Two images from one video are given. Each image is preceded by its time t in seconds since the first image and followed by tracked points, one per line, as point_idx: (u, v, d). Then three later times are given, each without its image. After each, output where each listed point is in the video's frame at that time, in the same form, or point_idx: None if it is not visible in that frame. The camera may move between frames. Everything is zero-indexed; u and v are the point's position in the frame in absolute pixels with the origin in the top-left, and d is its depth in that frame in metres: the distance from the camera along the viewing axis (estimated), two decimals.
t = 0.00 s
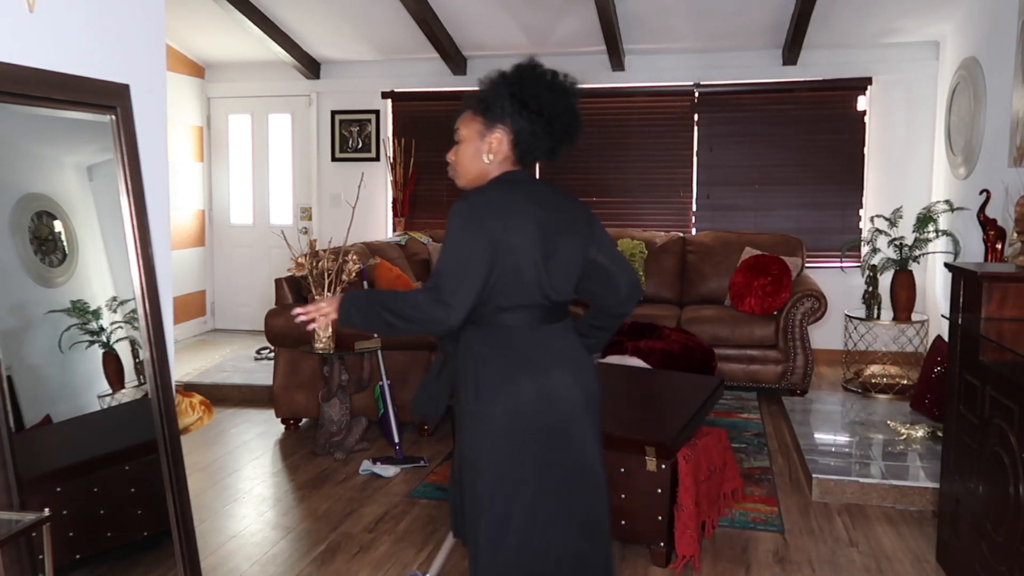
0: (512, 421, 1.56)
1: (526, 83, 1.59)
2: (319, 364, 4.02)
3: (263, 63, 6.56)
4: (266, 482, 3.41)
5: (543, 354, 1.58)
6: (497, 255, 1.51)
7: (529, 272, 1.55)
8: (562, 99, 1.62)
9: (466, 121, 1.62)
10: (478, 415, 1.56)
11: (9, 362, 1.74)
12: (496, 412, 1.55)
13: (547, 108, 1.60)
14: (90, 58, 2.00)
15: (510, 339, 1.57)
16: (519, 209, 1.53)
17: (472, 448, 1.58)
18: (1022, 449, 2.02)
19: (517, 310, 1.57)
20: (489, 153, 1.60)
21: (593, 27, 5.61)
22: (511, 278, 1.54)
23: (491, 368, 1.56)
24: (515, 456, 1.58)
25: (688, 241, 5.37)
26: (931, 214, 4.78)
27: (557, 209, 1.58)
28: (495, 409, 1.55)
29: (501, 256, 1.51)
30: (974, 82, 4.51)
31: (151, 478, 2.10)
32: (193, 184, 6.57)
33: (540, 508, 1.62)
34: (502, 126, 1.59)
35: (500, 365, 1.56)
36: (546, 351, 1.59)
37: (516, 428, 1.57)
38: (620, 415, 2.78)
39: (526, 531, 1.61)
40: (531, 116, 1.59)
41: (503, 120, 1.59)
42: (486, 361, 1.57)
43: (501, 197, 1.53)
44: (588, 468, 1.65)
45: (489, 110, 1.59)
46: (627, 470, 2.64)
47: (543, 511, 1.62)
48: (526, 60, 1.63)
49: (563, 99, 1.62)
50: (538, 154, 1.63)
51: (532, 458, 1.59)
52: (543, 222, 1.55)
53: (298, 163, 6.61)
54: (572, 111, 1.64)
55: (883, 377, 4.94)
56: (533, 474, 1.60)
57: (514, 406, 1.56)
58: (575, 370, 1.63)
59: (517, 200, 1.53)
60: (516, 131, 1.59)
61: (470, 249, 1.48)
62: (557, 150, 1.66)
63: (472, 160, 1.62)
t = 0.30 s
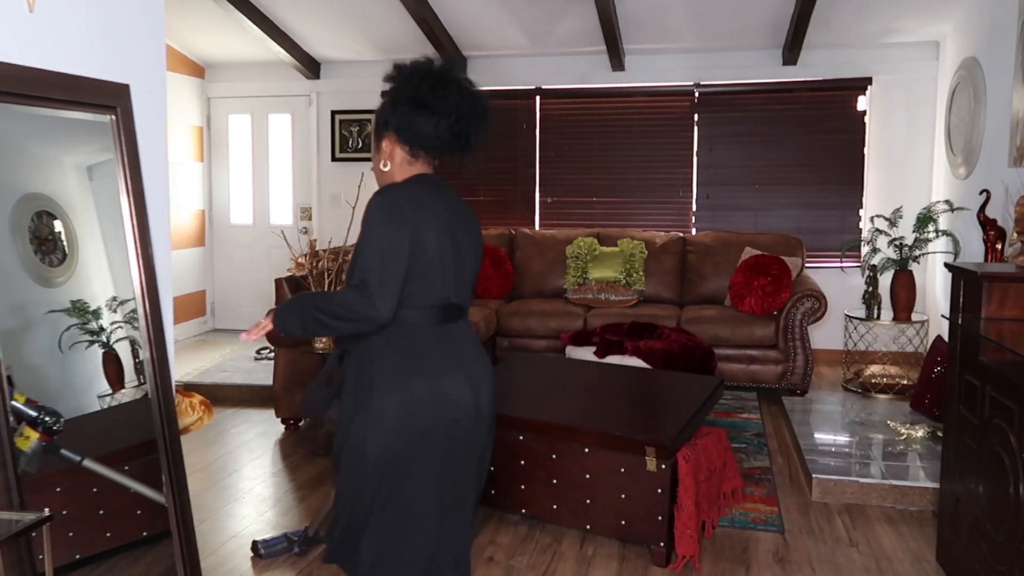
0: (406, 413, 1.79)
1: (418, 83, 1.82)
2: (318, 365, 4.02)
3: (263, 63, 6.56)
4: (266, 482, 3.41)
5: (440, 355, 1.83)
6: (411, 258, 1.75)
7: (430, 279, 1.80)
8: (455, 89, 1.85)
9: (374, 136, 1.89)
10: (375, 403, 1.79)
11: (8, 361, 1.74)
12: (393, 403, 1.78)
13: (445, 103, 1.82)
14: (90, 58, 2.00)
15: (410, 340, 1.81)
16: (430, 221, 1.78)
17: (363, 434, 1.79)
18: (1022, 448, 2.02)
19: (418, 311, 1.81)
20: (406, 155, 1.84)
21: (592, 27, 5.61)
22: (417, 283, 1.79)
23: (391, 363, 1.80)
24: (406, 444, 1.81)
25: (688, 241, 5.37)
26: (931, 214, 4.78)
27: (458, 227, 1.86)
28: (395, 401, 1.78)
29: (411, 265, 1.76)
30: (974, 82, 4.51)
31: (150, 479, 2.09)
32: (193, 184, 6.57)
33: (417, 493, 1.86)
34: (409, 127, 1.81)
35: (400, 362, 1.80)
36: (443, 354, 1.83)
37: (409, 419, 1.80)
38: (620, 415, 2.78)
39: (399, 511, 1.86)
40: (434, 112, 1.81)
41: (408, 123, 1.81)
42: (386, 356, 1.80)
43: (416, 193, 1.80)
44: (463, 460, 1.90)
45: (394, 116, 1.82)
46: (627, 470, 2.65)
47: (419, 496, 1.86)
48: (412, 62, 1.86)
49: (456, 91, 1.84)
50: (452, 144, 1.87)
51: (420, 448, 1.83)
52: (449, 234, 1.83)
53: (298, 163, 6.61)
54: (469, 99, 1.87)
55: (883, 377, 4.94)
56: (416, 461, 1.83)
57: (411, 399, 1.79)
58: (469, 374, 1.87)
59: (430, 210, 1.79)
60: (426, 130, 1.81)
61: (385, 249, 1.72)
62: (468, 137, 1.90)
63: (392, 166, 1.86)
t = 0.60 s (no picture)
0: (322, 422, 1.56)
1: (349, 81, 1.61)
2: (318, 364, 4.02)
3: (263, 63, 6.56)
4: (266, 482, 3.41)
5: (361, 357, 1.57)
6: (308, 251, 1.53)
7: (341, 272, 1.53)
8: (390, 85, 1.62)
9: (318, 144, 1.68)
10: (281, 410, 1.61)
11: (9, 362, 1.74)
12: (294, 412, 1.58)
13: (374, 98, 1.58)
14: (90, 59, 2.00)
15: (325, 341, 1.58)
16: (337, 210, 1.54)
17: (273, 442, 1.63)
18: (1022, 448, 2.02)
19: (337, 311, 1.57)
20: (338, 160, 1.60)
21: (592, 27, 5.61)
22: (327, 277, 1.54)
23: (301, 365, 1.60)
24: (316, 459, 1.59)
25: (688, 241, 5.38)
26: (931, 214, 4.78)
27: (393, 212, 1.55)
28: (301, 410, 1.57)
29: (311, 261, 1.53)
30: (974, 82, 4.51)
31: (151, 479, 2.09)
32: (193, 184, 6.57)
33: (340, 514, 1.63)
34: (337, 131, 1.59)
35: (311, 365, 1.58)
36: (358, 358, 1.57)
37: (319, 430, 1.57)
38: (620, 415, 2.78)
39: (317, 537, 1.64)
40: (364, 109, 1.58)
41: (336, 127, 1.58)
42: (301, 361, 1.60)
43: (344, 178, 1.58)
44: (397, 484, 1.63)
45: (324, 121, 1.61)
46: (627, 470, 2.65)
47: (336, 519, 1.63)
48: (349, 64, 1.67)
49: (388, 86, 1.61)
50: (388, 145, 1.61)
51: (336, 465, 1.59)
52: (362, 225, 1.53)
53: (298, 163, 6.61)
54: (407, 94, 1.62)
55: (883, 377, 4.94)
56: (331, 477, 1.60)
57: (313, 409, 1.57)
58: (407, 387, 1.60)
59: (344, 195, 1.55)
60: (354, 130, 1.57)
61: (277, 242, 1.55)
62: (409, 138, 1.64)
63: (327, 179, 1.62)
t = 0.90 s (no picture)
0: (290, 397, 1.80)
1: (359, 96, 1.88)
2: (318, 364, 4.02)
3: (263, 63, 6.56)
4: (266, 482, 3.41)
5: (324, 341, 1.81)
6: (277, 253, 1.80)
7: (306, 272, 1.78)
8: (395, 103, 1.86)
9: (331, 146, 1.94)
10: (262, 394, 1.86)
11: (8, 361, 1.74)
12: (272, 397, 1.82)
13: (378, 114, 1.83)
14: (90, 59, 2.00)
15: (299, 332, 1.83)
16: (302, 217, 1.78)
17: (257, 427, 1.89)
18: (1022, 449, 2.02)
19: (305, 301, 1.82)
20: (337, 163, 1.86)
21: (593, 27, 5.61)
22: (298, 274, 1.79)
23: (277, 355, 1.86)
24: (292, 439, 1.81)
25: (688, 241, 5.38)
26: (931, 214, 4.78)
27: (344, 215, 1.76)
28: (274, 386, 1.82)
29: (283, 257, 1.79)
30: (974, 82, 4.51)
31: (151, 479, 2.09)
32: (193, 184, 6.57)
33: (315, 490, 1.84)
34: (340, 137, 1.85)
35: (285, 354, 1.83)
36: (321, 344, 1.81)
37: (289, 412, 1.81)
38: (620, 415, 2.78)
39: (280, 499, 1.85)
40: (364, 120, 1.83)
41: (342, 133, 1.86)
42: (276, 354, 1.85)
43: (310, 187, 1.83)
44: (350, 458, 1.83)
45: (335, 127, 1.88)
46: (627, 470, 2.65)
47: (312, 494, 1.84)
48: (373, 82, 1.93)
49: (391, 103, 1.85)
50: (380, 156, 1.84)
51: (299, 437, 1.81)
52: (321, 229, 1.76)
53: (298, 163, 6.61)
54: (409, 113, 1.86)
55: (883, 377, 4.94)
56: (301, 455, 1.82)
57: (285, 391, 1.81)
58: (360, 372, 1.81)
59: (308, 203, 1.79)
60: (352, 138, 1.83)
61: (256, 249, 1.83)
62: (403, 152, 1.86)
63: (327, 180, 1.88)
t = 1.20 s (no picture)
0: (222, 397, 1.85)
1: (290, 105, 1.95)
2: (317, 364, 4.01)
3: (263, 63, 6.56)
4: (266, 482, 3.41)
5: (248, 339, 1.84)
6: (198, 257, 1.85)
7: (223, 273, 1.83)
8: (320, 105, 1.93)
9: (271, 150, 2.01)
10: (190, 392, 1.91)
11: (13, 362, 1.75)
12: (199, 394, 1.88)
13: (309, 115, 1.90)
14: (89, 59, 2.00)
15: (221, 329, 1.87)
16: (219, 219, 1.83)
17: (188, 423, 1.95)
18: (1022, 448, 2.02)
19: (231, 301, 1.86)
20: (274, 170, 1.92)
21: (593, 28, 5.61)
22: (217, 274, 1.84)
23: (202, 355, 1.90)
24: (222, 434, 1.87)
25: (688, 241, 5.38)
26: (931, 214, 4.78)
27: (261, 216, 1.82)
28: (206, 386, 1.86)
29: (209, 261, 1.84)
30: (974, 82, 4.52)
31: (150, 479, 2.09)
32: (193, 184, 6.58)
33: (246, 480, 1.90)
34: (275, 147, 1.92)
35: (213, 353, 1.86)
36: (240, 341, 1.85)
37: (213, 407, 1.86)
38: (621, 415, 2.78)
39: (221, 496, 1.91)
40: (292, 125, 1.90)
41: (276, 141, 1.92)
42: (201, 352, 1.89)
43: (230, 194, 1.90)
44: (284, 448, 1.88)
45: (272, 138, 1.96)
46: (627, 470, 2.64)
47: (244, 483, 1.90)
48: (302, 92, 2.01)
49: (317, 106, 1.92)
50: (312, 155, 1.90)
51: (234, 434, 1.87)
52: (237, 232, 1.82)
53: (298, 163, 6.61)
54: (333, 111, 1.92)
55: (883, 377, 4.94)
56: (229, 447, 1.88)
57: (207, 387, 1.86)
58: (285, 364, 1.85)
59: (225, 206, 1.85)
60: (284, 143, 1.90)
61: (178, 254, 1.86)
62: (333, 149, 1.92)
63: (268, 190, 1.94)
